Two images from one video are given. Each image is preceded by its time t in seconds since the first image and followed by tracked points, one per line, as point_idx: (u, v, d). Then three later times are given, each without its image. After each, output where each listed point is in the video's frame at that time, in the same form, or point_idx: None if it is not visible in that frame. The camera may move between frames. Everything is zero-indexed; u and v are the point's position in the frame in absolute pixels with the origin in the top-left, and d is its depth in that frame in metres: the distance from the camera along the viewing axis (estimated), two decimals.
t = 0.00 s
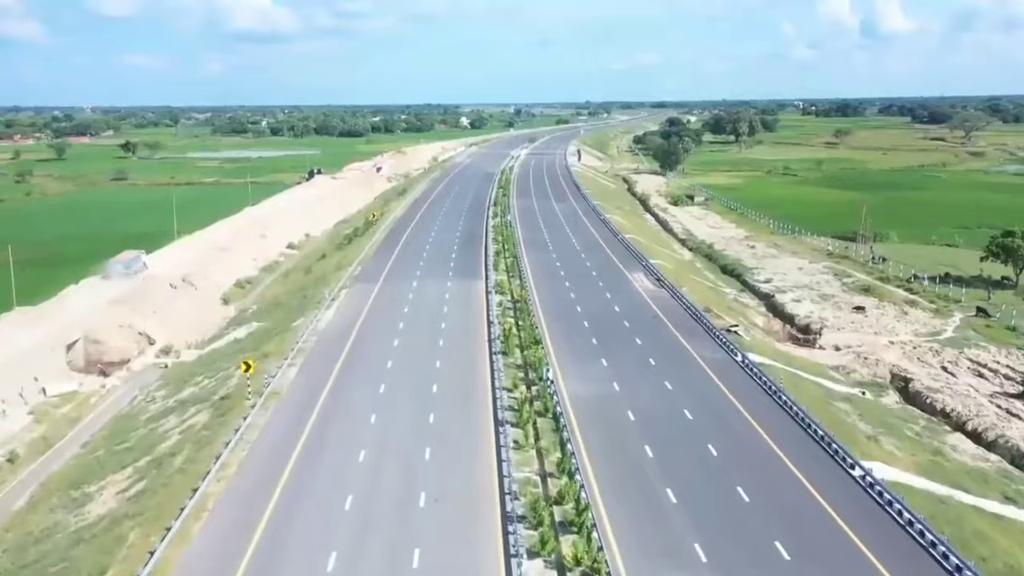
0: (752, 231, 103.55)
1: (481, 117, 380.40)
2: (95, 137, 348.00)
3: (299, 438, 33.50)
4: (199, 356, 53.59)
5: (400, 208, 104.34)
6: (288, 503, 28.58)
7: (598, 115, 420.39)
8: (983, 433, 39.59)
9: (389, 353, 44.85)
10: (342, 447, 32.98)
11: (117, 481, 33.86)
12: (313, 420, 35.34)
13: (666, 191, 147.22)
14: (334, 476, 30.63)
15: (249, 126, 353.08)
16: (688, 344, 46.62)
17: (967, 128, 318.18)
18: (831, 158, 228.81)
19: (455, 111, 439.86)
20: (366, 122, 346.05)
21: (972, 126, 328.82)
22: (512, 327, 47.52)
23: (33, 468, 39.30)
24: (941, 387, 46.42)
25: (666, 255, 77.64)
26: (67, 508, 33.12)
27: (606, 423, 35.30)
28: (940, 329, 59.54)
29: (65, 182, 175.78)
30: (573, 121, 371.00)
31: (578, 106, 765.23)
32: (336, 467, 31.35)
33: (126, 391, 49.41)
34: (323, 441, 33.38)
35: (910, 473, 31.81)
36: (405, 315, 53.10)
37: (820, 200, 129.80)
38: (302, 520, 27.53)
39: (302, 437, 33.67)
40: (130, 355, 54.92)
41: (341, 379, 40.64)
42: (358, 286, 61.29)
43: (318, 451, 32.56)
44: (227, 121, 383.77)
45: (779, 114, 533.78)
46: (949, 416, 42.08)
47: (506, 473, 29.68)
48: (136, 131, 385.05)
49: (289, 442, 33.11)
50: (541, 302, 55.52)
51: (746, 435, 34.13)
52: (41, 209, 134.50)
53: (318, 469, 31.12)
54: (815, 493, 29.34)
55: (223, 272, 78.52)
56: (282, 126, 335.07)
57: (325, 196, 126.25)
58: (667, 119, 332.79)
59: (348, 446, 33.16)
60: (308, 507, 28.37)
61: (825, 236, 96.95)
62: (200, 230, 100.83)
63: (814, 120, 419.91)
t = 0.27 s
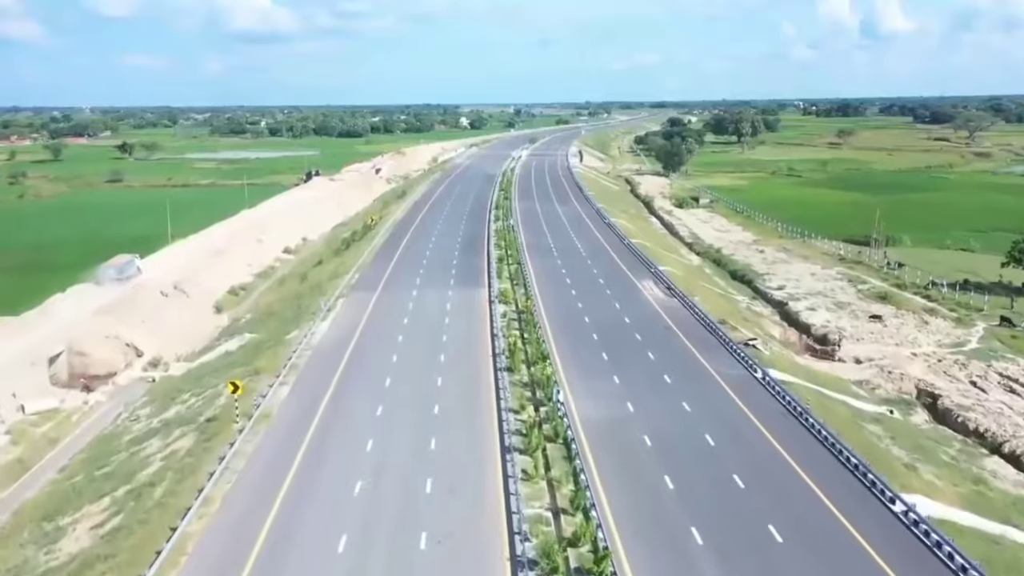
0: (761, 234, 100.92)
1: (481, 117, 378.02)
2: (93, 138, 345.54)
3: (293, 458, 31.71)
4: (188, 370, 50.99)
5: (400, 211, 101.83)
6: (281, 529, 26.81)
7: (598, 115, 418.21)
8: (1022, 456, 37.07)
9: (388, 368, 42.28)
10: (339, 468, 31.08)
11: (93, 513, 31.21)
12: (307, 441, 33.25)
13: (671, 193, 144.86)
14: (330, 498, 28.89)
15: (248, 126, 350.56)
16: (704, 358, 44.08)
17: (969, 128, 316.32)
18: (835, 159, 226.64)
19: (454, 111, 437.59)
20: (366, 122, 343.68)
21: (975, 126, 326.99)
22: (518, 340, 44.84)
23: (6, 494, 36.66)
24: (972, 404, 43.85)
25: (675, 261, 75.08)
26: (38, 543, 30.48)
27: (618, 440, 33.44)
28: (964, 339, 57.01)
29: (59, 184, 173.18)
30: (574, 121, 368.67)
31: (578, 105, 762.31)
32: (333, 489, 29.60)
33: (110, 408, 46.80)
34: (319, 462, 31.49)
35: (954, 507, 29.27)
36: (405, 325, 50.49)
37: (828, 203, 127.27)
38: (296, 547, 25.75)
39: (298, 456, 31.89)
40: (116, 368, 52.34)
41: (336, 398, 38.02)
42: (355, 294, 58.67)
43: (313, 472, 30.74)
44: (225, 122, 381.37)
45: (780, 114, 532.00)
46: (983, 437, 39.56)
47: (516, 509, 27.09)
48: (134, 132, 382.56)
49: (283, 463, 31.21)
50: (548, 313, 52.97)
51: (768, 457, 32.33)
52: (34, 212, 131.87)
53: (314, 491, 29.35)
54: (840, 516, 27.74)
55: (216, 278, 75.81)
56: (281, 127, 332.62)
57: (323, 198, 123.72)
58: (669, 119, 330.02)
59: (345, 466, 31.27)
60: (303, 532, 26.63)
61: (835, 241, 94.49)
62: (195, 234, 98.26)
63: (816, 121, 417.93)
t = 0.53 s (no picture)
0: (765, 237, 99.08)
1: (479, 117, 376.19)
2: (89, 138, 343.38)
3: (287, 476, 30.25)
4: (177, 381, 49.04)
5: (398, 213, 99.91)
6: (275, 551, 25.46)
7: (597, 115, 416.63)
8: None
9: (385, 380, 40.43)
10: (335, 486, 29.61)
11: (71, 542, 29.26)
12: (301, 458, 31.70)
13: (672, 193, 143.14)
14: (326, 518, 27.42)
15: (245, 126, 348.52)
16: (716, 370, 42.27)
17: (970, 127, 315.13)
18: (836, 159, 225.11)
19: (452, 111, 435.69)
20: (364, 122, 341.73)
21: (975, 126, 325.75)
22: (521, 352, 42.92)
23: None
24: (996, 419, 42.01)
25: (680, 265, 73.18)
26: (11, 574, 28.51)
27: (626, 456, 32.00)
28: (981, 347, 55.17)
29: (53, 185, 171.09)
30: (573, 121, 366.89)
31: (576, 105, 760.31)
32: (329, 509, 28.13)
33: (95, 422, 44.83)
34: (314, 480, 30.00)
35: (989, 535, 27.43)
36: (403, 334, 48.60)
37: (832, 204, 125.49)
38: (290, 572, 24.36)
39: (292, 474, 30.43)
40: (103, 379, 50.37)
41: (331, 415, 36.08)
42: (351, 301, 56.71)
43: (309, 491, 29.30)
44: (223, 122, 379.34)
45: (778, 114, 531.16)
46: (1011, 454, 37.69)
47: (523, 541, 25.22)
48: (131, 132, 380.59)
49: (277, 483, 29.74)
50: (552, 321, 51.16)
51: (784, 474, 30.91)
52: (26, 213, 129.81)
53: (309, 511, 27.92)
54: (862, 538, 26.42)
55: (209, 283, 73.82)
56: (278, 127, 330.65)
57: (320, 199, 121.78)
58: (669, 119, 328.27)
59: (341, 485, 29.78)
60: (298, 555, 25.25)
61: (841, 243, 92.68)
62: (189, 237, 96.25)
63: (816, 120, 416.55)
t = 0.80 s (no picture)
0: (769, 240, 97.06)
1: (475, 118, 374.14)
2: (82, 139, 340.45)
3: (277, 505, 28.22)
4: (163, 396, 46.71)
5: (393, 216, 97.67)
6: None
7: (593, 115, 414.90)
8: None
9: (383, 397, 38.28)
10: (328, 515, 27.59)
11: None
12: (292, 485, 29.62)
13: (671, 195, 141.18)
14: (318, 552, 25.44)
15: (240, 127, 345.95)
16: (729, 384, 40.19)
17: (968, 127, 314.30)
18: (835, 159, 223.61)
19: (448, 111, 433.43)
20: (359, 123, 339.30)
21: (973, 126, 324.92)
22: (525, 367, 40.74)
23: None
24: None
25: (684, 270, 71.02)
26: None
27: (639, 481, 29.98)
28: (1000, 358, 53.13)
29: (43, 187, 168.46)
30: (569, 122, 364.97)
31: (572, 105, 758.98)
32: (321, 541, 26.13)
33: (75, 440, 42.48)
34: (306, 509, 27.97)
35: None
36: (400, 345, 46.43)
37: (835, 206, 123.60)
38: None
39: (282, 503, 28.41)
40: (86, 393, 48.02)
41: (324, 436, 33.86)
42: (345, 310, 54.47)
43: (300, 522, 27.21)
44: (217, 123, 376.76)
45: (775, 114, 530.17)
46: None
47: None
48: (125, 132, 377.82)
49: (265, 513, 27.66)
50: (555, 331, 49.07)
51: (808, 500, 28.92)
52: (14, 216, 127.23)
53: (299, 544, 25.85)
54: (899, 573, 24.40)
55: (199, 290, 71.47)
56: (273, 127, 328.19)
57: (314, 202, 119.49)
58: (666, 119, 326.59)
59: (334, 514, 27.74)
60: None
61: (847, 247, 90.74)
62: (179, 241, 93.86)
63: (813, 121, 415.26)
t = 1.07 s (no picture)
0: (771, 243, 95.35)
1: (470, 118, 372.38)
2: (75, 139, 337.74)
3: (264, 536, 26.19)
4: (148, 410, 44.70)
5: (388, 219, 95.76)
6: None
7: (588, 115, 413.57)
8: None
9: (378, 415, 36.26)
10: (320, 548, 25.55)
11: None
12: (281, 514, 27.59)
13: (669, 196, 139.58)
14: None
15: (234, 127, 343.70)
16: (742, 399, 38.27)
17: (965, 127, 313.57)
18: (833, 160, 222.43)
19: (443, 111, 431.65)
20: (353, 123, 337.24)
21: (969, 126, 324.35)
22: (527, 381, 38.79)
23: None
24: None
25: (687, 275, 69.19)
26: None
27: (652, 507, 28.08)
28: (1016, 366, 51.39)
29: (32, 188, 166.13)
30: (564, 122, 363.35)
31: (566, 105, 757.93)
32: None
33: (54, 458, 40.43)
34: (295, 542, 25.91)
35: None
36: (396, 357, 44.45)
37: (836, 207, 122.02)
38: None
39: (270, 533, 26.38)
40: (67, 407, 45.92)
41: (315, 458, 31.82)
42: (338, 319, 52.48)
43: (288, 556, 25.15)
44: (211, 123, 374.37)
45: (770, 114, 529.64)
46: None
47: None
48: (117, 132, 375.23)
49: (251, 546, 25.62)
50: (558, 341, 47.14)
51: (833, 529, 27.04)
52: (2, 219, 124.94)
53: None
54: None
55: (188, 296, 69.40)
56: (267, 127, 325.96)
57: (308, 204, 117.46)
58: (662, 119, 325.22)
59: (326, 547, 25.71)
60: None
61: (850, 250, 89.05)
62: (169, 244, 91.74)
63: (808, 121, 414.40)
